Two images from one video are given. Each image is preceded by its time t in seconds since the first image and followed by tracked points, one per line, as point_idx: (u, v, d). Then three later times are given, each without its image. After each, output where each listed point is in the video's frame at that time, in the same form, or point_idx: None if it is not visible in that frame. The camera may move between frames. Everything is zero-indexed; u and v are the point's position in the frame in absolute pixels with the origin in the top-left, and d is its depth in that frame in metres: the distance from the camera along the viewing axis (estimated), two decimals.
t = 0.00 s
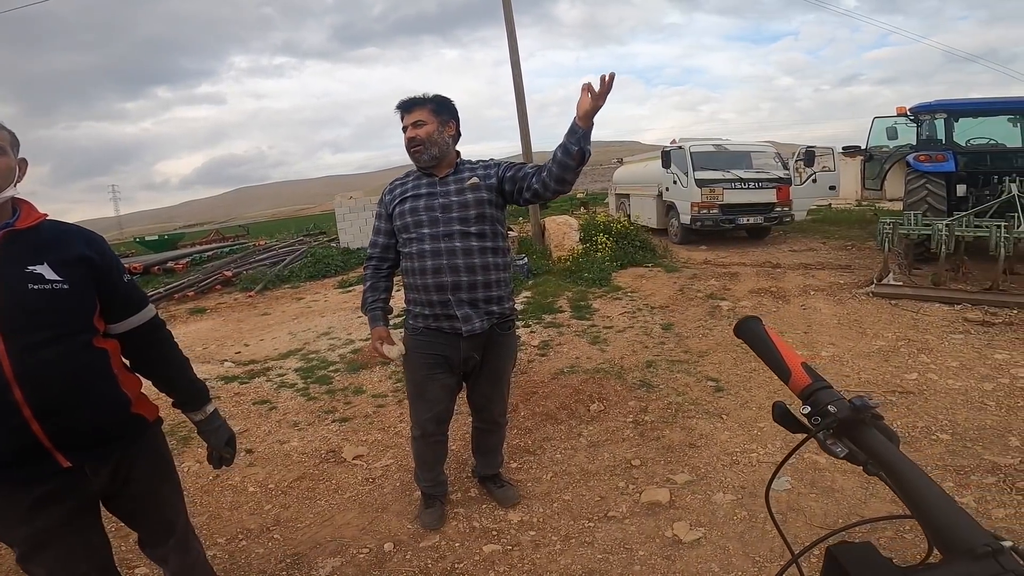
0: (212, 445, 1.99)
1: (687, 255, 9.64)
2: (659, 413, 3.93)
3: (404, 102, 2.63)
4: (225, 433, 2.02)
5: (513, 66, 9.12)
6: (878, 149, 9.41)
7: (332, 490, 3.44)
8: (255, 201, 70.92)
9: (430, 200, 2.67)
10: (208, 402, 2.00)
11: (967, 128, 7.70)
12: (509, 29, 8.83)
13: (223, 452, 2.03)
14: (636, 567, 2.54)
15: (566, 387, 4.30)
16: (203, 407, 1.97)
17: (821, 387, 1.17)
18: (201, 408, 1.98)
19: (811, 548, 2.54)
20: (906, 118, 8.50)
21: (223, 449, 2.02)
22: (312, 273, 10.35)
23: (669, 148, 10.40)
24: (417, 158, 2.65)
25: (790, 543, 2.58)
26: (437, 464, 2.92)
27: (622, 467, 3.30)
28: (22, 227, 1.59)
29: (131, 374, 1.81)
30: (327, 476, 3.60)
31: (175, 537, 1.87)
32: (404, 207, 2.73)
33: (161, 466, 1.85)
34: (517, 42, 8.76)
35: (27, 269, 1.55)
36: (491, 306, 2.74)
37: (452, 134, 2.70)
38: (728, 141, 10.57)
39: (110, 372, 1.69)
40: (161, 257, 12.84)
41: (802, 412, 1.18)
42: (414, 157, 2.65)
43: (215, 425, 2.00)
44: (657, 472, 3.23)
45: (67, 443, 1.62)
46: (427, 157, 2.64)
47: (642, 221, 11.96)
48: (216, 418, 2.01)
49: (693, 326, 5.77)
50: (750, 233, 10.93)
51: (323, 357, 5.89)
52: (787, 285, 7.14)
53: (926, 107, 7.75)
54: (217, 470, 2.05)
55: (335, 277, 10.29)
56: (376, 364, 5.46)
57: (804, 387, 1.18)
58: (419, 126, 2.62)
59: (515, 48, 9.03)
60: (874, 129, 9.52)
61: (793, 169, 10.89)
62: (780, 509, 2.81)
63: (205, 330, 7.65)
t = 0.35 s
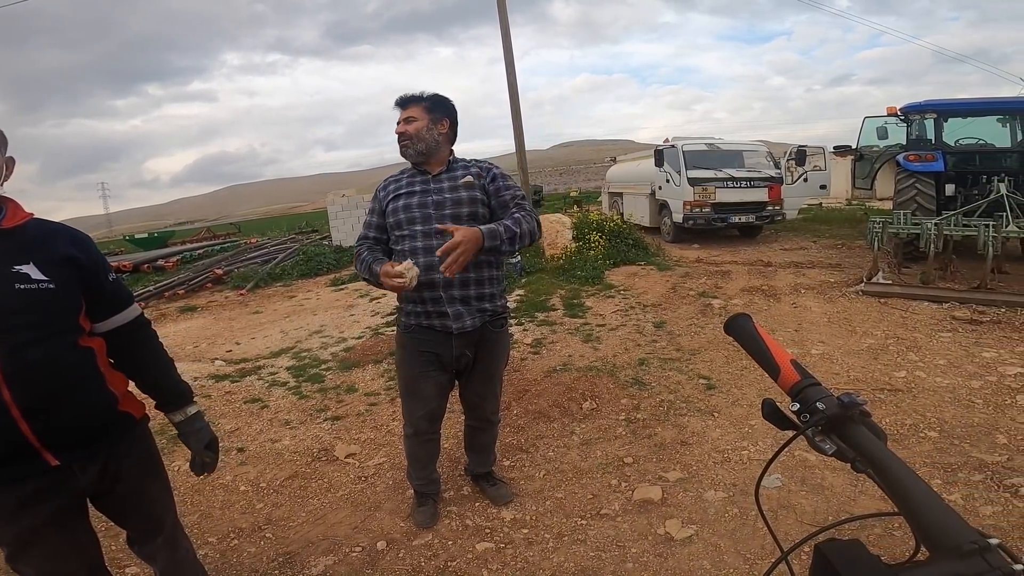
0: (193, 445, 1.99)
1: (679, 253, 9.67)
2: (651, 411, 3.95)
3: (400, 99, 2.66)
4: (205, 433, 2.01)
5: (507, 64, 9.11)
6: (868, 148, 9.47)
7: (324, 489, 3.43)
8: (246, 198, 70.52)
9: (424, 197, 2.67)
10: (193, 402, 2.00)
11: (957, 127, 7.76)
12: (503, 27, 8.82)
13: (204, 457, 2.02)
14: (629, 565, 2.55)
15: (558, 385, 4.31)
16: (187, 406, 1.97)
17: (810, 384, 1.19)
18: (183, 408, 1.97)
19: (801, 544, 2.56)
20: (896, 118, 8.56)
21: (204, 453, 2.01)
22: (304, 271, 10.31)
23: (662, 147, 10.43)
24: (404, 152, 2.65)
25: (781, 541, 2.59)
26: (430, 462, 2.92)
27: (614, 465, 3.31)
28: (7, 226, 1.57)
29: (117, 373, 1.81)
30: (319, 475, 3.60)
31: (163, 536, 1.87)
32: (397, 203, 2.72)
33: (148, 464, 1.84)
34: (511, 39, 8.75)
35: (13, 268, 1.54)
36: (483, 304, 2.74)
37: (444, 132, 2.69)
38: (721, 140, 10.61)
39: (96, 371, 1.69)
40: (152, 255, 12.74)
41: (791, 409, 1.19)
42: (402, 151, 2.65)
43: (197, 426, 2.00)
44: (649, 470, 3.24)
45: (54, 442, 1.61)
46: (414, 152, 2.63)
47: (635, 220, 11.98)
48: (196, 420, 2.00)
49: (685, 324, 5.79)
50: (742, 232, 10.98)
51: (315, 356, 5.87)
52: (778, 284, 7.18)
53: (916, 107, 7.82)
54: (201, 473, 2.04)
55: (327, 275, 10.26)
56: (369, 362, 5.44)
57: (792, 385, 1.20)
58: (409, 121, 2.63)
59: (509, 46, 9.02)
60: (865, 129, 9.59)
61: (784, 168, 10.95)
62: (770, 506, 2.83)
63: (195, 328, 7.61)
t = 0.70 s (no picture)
0: (182, 445, 1.95)
1: (671, 251, 9.69)
2: (644, 408, 3.95)
3: (406, 91, 2.66)
4: (194, 432, 1.97)
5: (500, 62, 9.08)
6: (858, 147, 9.53)
7: (316, 488, 3.41)
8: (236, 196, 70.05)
9: (418, 192, 2.66)
10: (182, 402, 1.96)
11: (946, 126, 7.82)
12: (496, 25, 8.78)
13: (196, 457, 2.00)
14: (622, 564, 2.54)
15: (551, 383, 4.31)
16: (174, 406, 1.93)
17: (808, 381, 1.18)
18: (171, 408, 1.93)
19: (795, 543, 2.56)
20: (886, 118, 8.62)
21: (197, 453, 1.99)
22: (295, 270, 10.25)
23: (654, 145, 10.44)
24: (400, 144, 2.64)
25: (773, 538, 2.60)
26: (422, 461, 2.90)
27: (607, 463, 3.31)
28: None
29: (101, 371, 1.78)
30: (310, 474, 3.57)
31: (150, 537, 1.84)
32: (391, 196, 2.70)
33: (134, 465, 1.81)
34: (503, 36, 8.70)
35: None
36: (468, 303, 2.72)
37: (444, 130, 2.67)
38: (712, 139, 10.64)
39: (76, 371, 1.65)
40: (140, 253, 12.62)
41: (790, 407, 1.19)
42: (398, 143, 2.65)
43: (187, 427, 1.97)
44: (642, 468, 3.24)
45: (32, 442, 1.58)
46: (409, 145, 2.62)
47: (627, 218, 12.00)
48: (188, 419, 1.98)
49: (677, 322, 5.81)
50: (733, 230, 11.02)
51: (306, 354, 5.83)
52: (769, 281, 7.20)
53: (905, 106, 7.84)
54: (190, 474, 2.01)
55: (318, 274, 10.20)
56: (360, 360, 5.41)
57: (790, 382, 1.19)
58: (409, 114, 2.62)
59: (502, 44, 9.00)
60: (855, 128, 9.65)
61: (775, 167, 10.99)
62: (762, 504, 2.83)
63: (184, 327, 7.54)
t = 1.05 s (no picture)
0: (172, 446, 1.93)
1: (663, 249, 9.71)
2: (637, 406, 3.96)
3: (403, 87, 2.65)
4: (182, 433, 1.94)
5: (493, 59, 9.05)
6: (849, 146, 9.58)
7: (309, 488, 3.39)
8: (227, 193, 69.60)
9: (415, 188, 2.64)
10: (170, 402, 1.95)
11: (936, 126, 7.88)
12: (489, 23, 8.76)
13: (182, 459, 1.93)
14: (616, 562, 2.55)
15: (544, 381, 4.31)
16: (163, 406, 1.92)
17: (802, 379, 1.19)
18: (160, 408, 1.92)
19: (788, 540, 2.58)
20: (877, 117, 8.67)
21: (183, 456, 1.93)
22: (286, 267, 10.19)
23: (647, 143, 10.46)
24: (394, 141, 2.63)
25: (766, 535, 2.61)
26: (416, 460, 2.90)
27: (601, 461, 3.31)
28: None
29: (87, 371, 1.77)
30: (303, 474, 3.55)
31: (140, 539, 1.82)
32: (386, 190, 2.66)
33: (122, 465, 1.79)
34: (496, 32, 8.66)
35: None
36: (463, 300, 2.71)
37: (439, 127, 2.67)
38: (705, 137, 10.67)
39: (63, 370, 1.65)
40: (129, 251, 12.51)
41: (784, 406, 1.20)
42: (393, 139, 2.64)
43: (173, 428, 1.93)
44: (635, 466, 3.25)
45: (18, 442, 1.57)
46: (404, 142, 2.62)
47: (620, 215, 12.02)
48: (173, 421, 1.94)
49: (670, 320, 5.82)
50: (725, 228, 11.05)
51: (298, 353, 5.81)
52: (761, 279, 7.24)
53: (896, 106, 7.82)
54: (180, 478, 1.97)
55: (310, 272, 10.15)
56: (353, 359, 5.39)
57: (783, 380, 1.20)
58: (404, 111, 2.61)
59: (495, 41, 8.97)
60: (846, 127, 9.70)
61: (767, 165, 11.04)
62: (754, 501, 2.84)
63: (175, 325, 7.49)
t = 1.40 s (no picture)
0: (176, 443, 1.97)
1: (663, 249, 9.72)
2: (637, 405, 3.97)
3: (401, 86, 2.65)
4: (187, 429, 1.99)
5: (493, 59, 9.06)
6: (849, 145, 9.59)
7: (310, 487, 3.41)
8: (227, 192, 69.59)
9: (413, 188, 2.63)
10: (174, 400, 1.97)
11: (936, 126, 7.89)
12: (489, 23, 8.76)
13: (188, 453, 2.00)
14: (616, 560, 2.57)
15: (544, 381, 4.32)
16: (167, 403, 1.95)
17: (795, 381, 1.19)
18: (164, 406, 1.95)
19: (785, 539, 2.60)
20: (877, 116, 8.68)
21: (189, 450, 2.00)
22: (287, 266, 10.20)
23: (647, 143, 10.47)
24: (392, 139, 2.64)
25: (765, 533, 2.63)
26: (417, 459, 2.92)
27: (601, 460, 3.33)
28: None
29: (93, 370, 1.80)
30: (304, 472, 3.57)
31: (145, 534, 1.86)
32: (383, 189, 2.64)
33: (125, 465, 1.82)
34: (497, 31, 8.66)
35: None
36: (459, 300, 2.73)
37: (437, 127, 2.69)
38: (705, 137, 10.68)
39: (68, 370, 1.68)
40: (130, 250, 12.52)
41: (777, 406, 1.20)
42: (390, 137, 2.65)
43: (178, 425, 1.98)
44: (635, 465, 3.27)
45: (25, 440, 1.59)
46: (401, 141, 2.63)
47: (620, 214, 12.03)
48: (178, 418, 1.98)
49: (670, 319, 5.84)
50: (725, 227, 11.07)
51: (299, 352, 5.82)
52: (761, 279, 7.25)
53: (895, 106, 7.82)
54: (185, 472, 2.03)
55: (311, 271, 10.17)
56: (354, 358, 5.41)
57: (776, 381, 1.21)
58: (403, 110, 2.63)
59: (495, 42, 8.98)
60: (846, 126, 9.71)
61: (767, 165, 11.05)
62: (753, 500, 2.86)
63: (176, 325, 7.50)
